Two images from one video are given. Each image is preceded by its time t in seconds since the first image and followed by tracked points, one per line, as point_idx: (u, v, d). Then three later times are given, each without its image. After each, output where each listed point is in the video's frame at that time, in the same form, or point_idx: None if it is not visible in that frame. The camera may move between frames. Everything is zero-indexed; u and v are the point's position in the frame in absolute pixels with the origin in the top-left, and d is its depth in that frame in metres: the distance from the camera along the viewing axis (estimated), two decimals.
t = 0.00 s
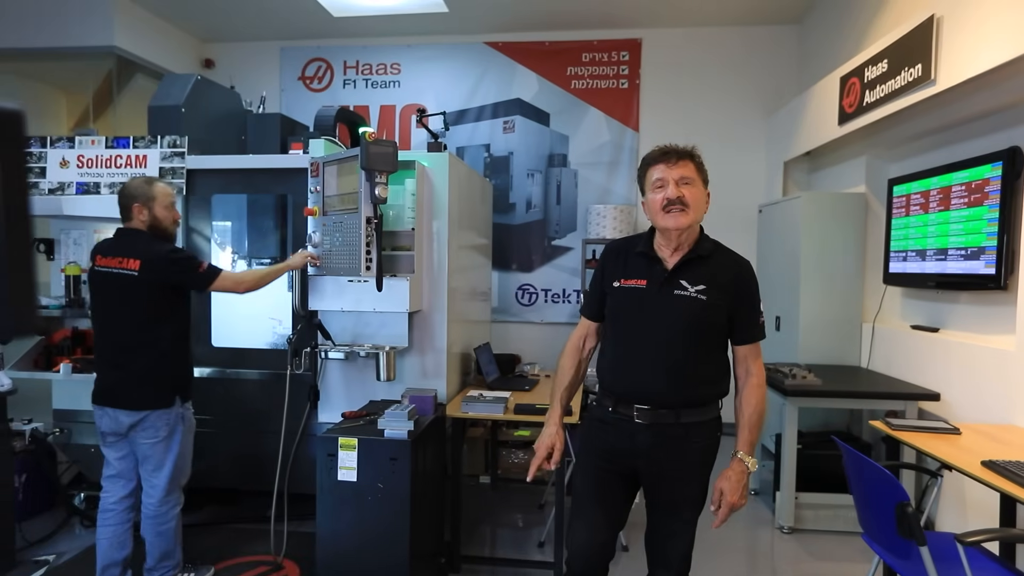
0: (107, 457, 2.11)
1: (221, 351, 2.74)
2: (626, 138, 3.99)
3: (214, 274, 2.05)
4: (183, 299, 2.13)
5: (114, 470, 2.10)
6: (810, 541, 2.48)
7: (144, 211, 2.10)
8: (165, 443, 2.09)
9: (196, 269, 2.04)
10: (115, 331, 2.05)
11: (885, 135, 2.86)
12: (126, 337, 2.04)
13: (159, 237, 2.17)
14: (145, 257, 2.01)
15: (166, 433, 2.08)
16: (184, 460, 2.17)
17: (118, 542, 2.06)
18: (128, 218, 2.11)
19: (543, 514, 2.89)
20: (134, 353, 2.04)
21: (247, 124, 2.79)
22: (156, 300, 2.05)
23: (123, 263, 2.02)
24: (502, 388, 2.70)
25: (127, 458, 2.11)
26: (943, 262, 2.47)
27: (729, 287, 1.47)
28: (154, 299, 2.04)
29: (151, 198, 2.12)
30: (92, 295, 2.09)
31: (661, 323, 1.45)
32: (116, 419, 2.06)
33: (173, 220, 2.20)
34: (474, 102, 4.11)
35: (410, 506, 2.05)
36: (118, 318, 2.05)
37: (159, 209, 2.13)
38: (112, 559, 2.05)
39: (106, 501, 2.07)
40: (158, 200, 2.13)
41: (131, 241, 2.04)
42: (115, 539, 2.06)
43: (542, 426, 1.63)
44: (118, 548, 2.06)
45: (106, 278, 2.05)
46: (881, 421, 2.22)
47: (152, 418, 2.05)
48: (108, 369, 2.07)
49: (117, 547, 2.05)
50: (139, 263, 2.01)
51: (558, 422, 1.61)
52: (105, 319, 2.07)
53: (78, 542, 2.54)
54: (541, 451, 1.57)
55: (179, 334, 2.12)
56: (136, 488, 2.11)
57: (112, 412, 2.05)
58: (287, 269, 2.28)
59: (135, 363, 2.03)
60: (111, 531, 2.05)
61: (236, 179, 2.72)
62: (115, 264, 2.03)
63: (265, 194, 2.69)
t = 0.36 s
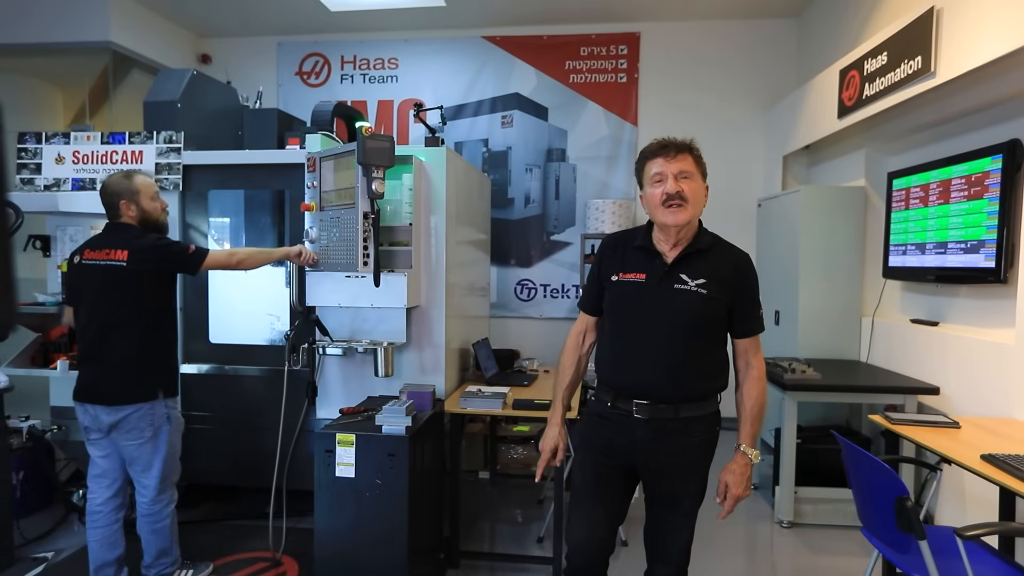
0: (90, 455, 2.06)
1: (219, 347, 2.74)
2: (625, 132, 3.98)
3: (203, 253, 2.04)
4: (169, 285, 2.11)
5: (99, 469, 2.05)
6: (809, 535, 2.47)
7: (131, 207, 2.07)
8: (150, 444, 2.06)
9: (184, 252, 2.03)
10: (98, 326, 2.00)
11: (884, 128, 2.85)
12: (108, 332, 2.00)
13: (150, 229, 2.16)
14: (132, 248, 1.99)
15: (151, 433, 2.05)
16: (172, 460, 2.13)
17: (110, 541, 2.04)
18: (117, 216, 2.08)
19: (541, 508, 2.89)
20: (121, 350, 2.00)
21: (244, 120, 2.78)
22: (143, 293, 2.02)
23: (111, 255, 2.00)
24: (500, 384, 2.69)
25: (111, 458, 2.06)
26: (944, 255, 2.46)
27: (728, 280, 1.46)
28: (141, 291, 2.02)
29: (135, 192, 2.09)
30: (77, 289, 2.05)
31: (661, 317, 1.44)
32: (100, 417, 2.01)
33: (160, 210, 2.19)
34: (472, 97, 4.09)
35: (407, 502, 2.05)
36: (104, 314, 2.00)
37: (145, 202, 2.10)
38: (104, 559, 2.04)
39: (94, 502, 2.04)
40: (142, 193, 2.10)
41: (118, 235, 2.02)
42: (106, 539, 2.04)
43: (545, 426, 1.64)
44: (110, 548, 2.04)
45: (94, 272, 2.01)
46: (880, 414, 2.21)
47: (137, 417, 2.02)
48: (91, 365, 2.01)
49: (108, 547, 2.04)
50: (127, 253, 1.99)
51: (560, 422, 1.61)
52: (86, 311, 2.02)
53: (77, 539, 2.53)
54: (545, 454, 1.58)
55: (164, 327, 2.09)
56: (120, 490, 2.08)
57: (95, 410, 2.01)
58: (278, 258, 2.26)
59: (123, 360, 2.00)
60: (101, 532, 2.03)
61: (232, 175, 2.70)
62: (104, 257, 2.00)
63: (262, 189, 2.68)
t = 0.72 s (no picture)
0: (82, 455, 2.05)
1: (218, 345, 2.74)
2: (624, 129, 3.97)
3: (199, 251, 2.04)
4: (168, 285, 2.11)
5: (88, 469, 2.04)
6: (809, 532, 2.47)
7: (122, 207, 2.07)
8: (146, 443, 2.04)
9: (182, 250, 2.04)
10: (97, 323, 1.99)
11: (884, 125, 2.84)
12: (102, 331, 1.99)
13: (146, 228, 2.15)
14: (129, 246, 1.99)
15: (148, 433, 2.03)
16: (177, 454, 2.12)
17: (102, 543, 2.03)
18: (111, 217, 2.07)
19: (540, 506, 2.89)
20: (122, 347, 1.99)
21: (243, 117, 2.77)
22: (143, 291, 2.02)
23: (107, 254, 1.99)
24: (500, 381, 2.69)
25: (102, 458, 2.04)
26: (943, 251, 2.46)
27: (729, 277, 1.45)
28: (139, 289, 2.01)
29: (127, 192, 2.08)
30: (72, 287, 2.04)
31: (661, 314, 1.43)
32: (91, 416, 2.02)
33: (155, 208, 2.17)
34: (471, 94, 4.08)
35: (407, 500, 2.04)
36: (101, 312, 1.99)
37: (137, 201, 2.09)
38: (97, 560, 2.03)
39: (82, 505, 2.02)
40: (134, 192, 2.09)
41: (117, 234, 2.02)
42: (98, 541, 2.02)
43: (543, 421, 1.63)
44: (103, 549, 2.03)
45: (90, 271, 2.00)
46: (880, 411, 2.21)
47: (133, 417, 2.01)
48: (87, 364, 2.01)
49: (100, 549, 2.02)
50: (123, 251, 1.98)
51: (559, 417, 1.61)
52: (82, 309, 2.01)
53: (76, 537, 2.53)
54: (542, 449, 1.57)
55: (161, 326, 2.09)
56: (111, 491, 2.06)
57: (90, 410, 2.00)
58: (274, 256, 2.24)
59: (122, 359, 1.99)
60: (92, 534, 2.01)
61: (231, 172, 2.69)
62: (100, 255, 2.00)
63: (260, 186, 2.68)
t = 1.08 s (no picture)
0: (81, 455, 2.05)
1: (218, 344, 2.74)
2: (623, 129, 3.97)
3: (199, 251, 2.04)
4: (168, 285, 2.10)
5: (88, 469, 2.04)
6: (808, 531, 2.48)
7: (116, 207, 2.07)
8: (147, 444, 2.04)
9: (181, 250, 2.03)
10: (96, 324, 1.99)
11: (883, 124, 2.85)
12: (102, 332, 1.98)
13: (142, 226, 2.15)
14: (130, 247, 1.99)
15: (149, 434, 2.03)
16: (177, 455, 2.12)
17: (101, 543, 2.03)
18: (106, 217, 2.07)
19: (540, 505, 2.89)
20: (123, 349, 1.99)
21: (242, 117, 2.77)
22: (144, 292, 2.01)
23: (106, 255, 1.99)
24: (499, 381, 2.69)
25: (100, 459, 2.04)
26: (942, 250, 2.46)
27: (728, 276, 1.45)
28: (139, 290, 2.00)
29: (119, 191, 2.07)
30: (72, 288, 2.03)
31: (660, 314, 1.43)
32: (91, 416, 2.01)
33: (149, 206, 2.17)
34: (470, 94, 4.08)
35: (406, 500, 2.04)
36: (100, 314, 1.99)
37: (131, 200, 2.09)
38: (96, 560, 2.03)
39: (82, 505, 2.02)
40: (127, 191, 2.08)
41: (111, 234, 2.02)
42: (97, 541, 2.02)
43: (544, 423, 1.63)
44: (102, 549, 2.03)
45: (89, 273, 2.00)
46: (879, 410, 2.21)
47: (134, 417, 2.00)
48: (87, 365, 2.00)
49: (100, 549, 2.02)
50: (123, 253, 1.98)
51: (560, 419, 1.61)
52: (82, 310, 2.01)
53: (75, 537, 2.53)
54: (544, 450, 1.57)
55: (162, 326, 2.08)
56: (110, 492, 2.05)
57: (90, 411, 2.00)
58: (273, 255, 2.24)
59: (123, 360, 1.99)
60: (91, 535, 2.01)
61: (230, 172, 2.69)
62: (98, 257, 1.99)
63: (260, 186, 2.67)
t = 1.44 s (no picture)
0: (80, 447, 2.06)
1: (217, 335, 2.74)
2: (624, 117, 3.94)
3: (196, 242, 2.03)
4: (165, 277, 2.10)
5: (86, 461, 2.05)
6: (806, 520, 2.48)
7: (111, 198, 2.06)
8: (146, 435, 2.04)
9: (177, 241, 2.01)
10: (93, 316, 1.99)
11: (886, 111, 2.81)
12: (99, 324, 1.98)
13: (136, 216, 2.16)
14: (126, 238, 1.98)
15: (147, 425, 2.03)
16: (176, 446, 2.13)
17: (101, 533, 2.04)
18: (100, 209, 2.06)
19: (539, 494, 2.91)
20: (119, 341, 1.99)
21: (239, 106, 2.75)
22: (140, 283, 2.01)
23: (103, 247, 1.98)
24: (498, 370, 2.69)
25: (99, 450, 2.05)
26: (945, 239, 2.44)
27: (724, 266, 1.44)
28: (135, 282, 2.00)
29: (112, 182, 2.06)
30: (69, 281, 2.03)
31: (656, 305, 1.43)
32: (90, 408, 2.02)
33: (142, 196, 2.17)
34: (470, 82, 4.05)
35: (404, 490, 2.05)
36: (96, 306, 1.99)
37: (124, 190, 2.08)
38: (97, 550, 2.04)
39: (81, 496, 2.03)
40: (120, 181, 2.08)
41: (107, 225, 2.01)
42: (98, 531, 2.04)
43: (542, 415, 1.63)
44: (102, 539, 2.04)
45: (85, 265, 2.00)
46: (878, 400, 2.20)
47: (133, 409, 2.01)
48: (84, 357, 2.01)
49: (100, 539, 2.04)
50: (119, 244, 1.97)
51: (559, 411, 1.61)
52: (78, 302, 2.01)
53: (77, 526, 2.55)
54: (541, 442, 1.57)
55: (160, 317, 2.08)
56: (109, 483, 2.07)
57: (89, 402, 2.01)
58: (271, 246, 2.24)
59: (120, 352, 1.99)
60: (91, 525, 2.02)
61: (228, 162, 2.68)
62: (94, 249, 1.98)
63: (258, 176, 2.66)
